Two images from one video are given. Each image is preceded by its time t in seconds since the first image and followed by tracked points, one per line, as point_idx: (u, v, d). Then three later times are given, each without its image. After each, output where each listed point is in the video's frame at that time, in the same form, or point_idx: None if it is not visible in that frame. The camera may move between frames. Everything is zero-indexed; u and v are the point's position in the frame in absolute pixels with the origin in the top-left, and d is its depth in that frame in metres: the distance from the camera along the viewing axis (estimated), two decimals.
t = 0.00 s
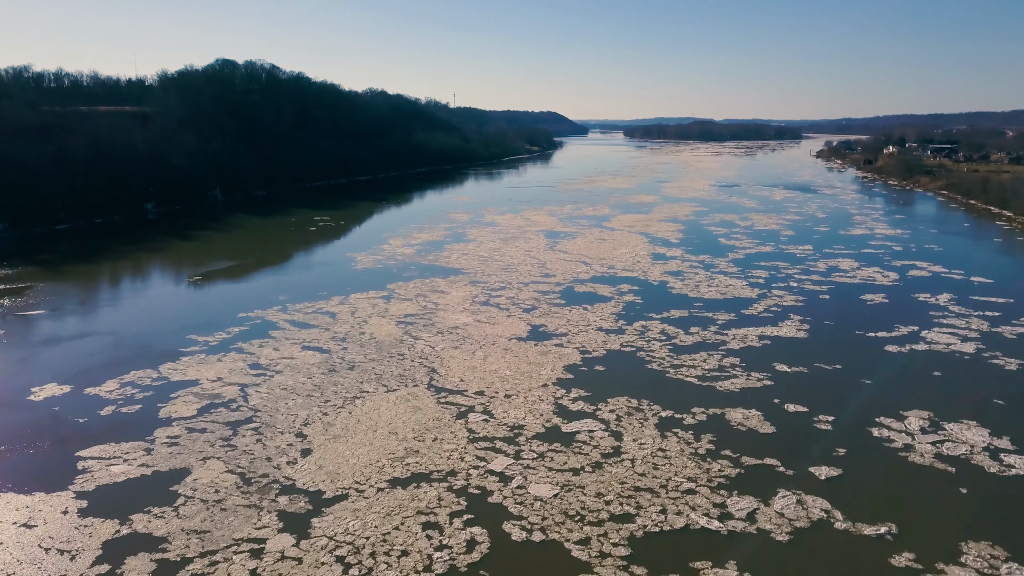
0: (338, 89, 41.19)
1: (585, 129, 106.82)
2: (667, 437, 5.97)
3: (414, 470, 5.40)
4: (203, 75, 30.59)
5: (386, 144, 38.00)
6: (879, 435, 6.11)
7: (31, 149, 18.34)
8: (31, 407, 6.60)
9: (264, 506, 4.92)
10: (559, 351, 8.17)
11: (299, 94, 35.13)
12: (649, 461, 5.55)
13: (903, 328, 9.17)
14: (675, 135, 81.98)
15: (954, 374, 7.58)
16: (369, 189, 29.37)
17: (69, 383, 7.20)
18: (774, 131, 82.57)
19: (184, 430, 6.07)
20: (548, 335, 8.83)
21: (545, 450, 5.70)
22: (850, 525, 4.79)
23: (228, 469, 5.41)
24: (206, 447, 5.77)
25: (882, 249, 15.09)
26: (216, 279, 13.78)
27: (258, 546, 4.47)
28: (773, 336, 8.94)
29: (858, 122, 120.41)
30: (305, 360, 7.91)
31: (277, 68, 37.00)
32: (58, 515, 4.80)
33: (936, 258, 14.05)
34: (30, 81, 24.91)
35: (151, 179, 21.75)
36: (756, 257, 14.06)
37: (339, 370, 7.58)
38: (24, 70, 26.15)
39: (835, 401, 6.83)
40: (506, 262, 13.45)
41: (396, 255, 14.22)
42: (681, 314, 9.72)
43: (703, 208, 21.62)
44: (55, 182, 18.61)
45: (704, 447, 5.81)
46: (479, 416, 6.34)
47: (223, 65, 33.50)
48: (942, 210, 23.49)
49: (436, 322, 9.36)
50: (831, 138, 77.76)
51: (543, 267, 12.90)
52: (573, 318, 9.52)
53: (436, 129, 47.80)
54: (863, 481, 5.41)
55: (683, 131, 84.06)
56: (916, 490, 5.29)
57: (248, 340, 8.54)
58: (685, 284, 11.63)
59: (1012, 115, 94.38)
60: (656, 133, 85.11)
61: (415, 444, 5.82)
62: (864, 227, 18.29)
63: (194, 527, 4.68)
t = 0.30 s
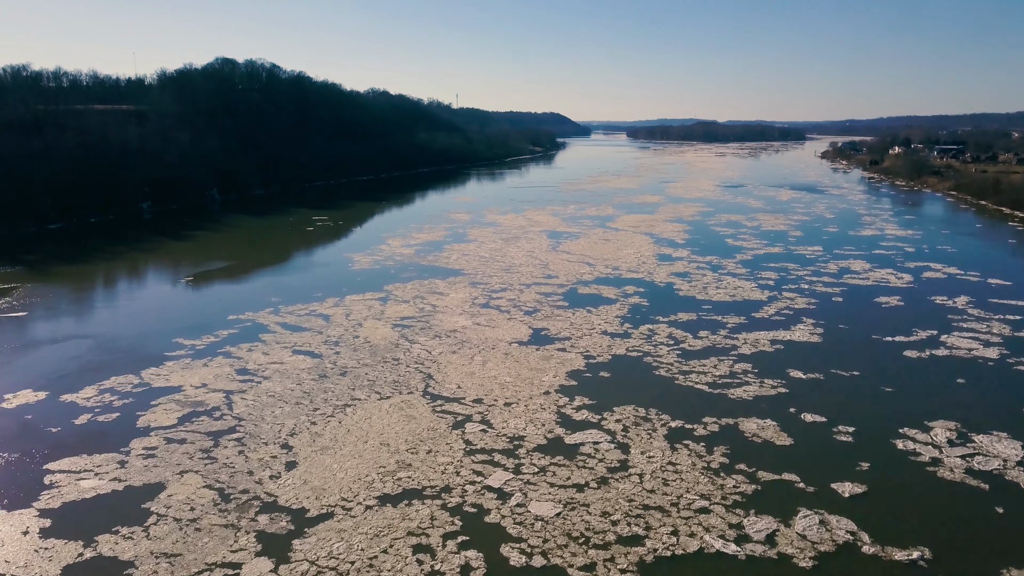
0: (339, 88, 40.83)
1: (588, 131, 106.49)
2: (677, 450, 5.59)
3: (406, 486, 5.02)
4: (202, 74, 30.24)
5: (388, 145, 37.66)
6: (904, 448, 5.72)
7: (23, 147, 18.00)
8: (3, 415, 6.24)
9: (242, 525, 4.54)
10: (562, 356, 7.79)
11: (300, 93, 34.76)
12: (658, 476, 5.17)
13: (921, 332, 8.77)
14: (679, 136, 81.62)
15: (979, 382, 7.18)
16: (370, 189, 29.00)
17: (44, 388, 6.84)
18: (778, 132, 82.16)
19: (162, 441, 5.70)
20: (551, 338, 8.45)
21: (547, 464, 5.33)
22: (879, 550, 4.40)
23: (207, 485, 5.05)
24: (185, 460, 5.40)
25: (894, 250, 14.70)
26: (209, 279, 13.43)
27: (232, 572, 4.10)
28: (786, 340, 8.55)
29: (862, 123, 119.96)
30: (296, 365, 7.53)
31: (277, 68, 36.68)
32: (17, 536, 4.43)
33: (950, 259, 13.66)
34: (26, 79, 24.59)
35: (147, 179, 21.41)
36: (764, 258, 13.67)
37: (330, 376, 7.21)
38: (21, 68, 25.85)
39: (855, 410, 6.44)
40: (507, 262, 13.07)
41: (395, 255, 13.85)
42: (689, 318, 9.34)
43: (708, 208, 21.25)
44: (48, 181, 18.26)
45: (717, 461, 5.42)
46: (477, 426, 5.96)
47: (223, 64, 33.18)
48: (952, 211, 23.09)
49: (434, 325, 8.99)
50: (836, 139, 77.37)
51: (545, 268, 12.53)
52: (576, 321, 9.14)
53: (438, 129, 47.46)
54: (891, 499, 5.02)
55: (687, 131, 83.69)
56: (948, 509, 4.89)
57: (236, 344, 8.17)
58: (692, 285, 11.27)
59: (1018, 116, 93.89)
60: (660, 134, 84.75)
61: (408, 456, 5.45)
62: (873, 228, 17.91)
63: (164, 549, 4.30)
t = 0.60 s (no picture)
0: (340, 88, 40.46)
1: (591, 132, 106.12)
2: (690, 465, 5.17)
3: (395, 506, 4.61)
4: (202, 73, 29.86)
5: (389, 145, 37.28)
6: (936, 464, 5.29)
7: (15, 145, 17.63)
8: None
9: (215, 552, 4.13)
10: (566, 361, 7.37)
11: (301, 92, 34.38)
12: (671, 496, 4.74)
13: (944, 337, 8.33)
14: (683, 137, 81.20)
15: (1010, 391, 6.73)
16: (371, 189, 28.61)
17: (16, 396, 6.45)
18: (782, 133, 81.71)
19: (135, 455, 5.29)
20: (554, 343, 8.03)
21: (550, 481, 4.91)
22: None
23: (179, 504, 4.64)
24: (158, 476, 5.00)
25: (908, 250, 14.27)
26: (205, 280, 13.04)
27: None
28: (802, 345, 8.12)
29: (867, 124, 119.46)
30: (284, 371, 7.11)
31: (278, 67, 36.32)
32: None
33: (967, 260, 13.25)
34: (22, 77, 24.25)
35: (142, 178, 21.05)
36: (774, 258, 13.26)
37: (320, 383, 6.79)
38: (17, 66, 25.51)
39: (880, 422, 6.00)
40: (509, 263, 12.66)
41: (393, 255, 13.45)
42: (699, 321, 8.91)
43: (715, 208, 20.84)
44: (40, 179, 17.88)
45: (734, 478, 5.00)
46: (474, 438, 5.55)
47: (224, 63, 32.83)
48: (964, 211, 22.67)
49: (431, 328, 8.57)
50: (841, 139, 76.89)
51: (549, 269, 12.12)
52: (580, 324, 8.73)
53: (440, 129, 47.08)
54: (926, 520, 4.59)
55: (691, 132, 83.21)
56: (990, 532, 4.45)
57: (223, 348, 7.76)
58: (701, 287, 10.86)
59: None
60: (664, 135, 84.29)
61: (399, 472, 5.04)
62: (885, 228, 17.48)
63: None
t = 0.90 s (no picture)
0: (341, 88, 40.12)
1: (594, 133, 105.76)
2: (704, 481, 4.78)
3: (383, 527, 4.23)
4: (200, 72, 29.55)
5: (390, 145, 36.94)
6: (971, 479, 4.90)
7: (6, 143, 17.28)
8: None
9: None
10: (569, 367, 6.98)
11: (300, 92, 34.04)
12: (684, 515, 4.36)
13: (967, 342, 7.93)
14: (686, 138, 80.82)
15: None
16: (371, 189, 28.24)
17: None
18: (786, 134, 81.31)
19: (105, 468, 4.91)
20: (557, 347, 7.65)
21: (553, 499, 4.52)
22: None
23: (149, 524, 4.25)
24: (128, 492, 4.61)
25: (921, 251, 13.86)
26: (204, 280, 12.69)
27: None
28: (818, 350, 7.72)
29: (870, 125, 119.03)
30: (271, 376, 6.73)
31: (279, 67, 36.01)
32: None
33: (982, 261, 12.86)
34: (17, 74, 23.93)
35: (138, 177, 20.71)
36: (784, 259, 12.88)
37: (309, 389, 6.41)
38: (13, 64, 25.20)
39: (906, 433, 5.61)
40: (511, 264, 12.28)
41: (391, 255, 13.07)
42: (708, 325, 8.52)
43: (721, 208, 20.46)
44: (31, 178, 17.53)
45: (752, 495, 4.61)
46: (471, 451, 5.17)
47: (223, 62, 32.52)
48: (974, 211, 22.27)
49: (428, 332, 8.19)
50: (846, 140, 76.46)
51: (551, 269, 11.75)
52: (584, 327, 8.34)
53: (442, 130, 46.74)
54: (964, 542, 4.19)
55: (694, 133, 82.81)
56: None
57: (209, 353, 7.39)
58: (709, 289, 10.47)
59: None
60: (667, 136, 83.89)
61: (390, 489, 4.66)
62: (895, 228, 17.09)
63: None
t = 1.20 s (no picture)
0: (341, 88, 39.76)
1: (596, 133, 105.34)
2: (722, 499, 4.37)
3: (369, 553, 3.83)
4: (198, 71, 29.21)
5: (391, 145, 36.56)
6: (1014, 498, 4.49)
7: None
8: None
9: None
10: (574, 372, 6.56)
11: (300, 92, 33.68)
12: (701, 539, 3.95)
13: (993, 346, 7.51)
14: (689, 139, 80.39)
15: None
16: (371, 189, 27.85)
17: None
18: (789, 134, 80.85)
19: (68, 485, 4.51)
20: (561, 350, 7.23)
21: (557, 521, 4.12)
22: None
23: (109, 550, 3.85)
24: (91, 512, 4.21)
25: (936, 251, 13.42)
26: (203, 279, 12.31)
27: None
28: (836, 354, 7.30)
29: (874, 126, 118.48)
30: (256, 382, 6.33)
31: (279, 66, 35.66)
32: None
33: (999, 261, 12.43)
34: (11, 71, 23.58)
35: (132, 176, 20.33)
36: (794, 259, 12.46)
37: (296, 397, 6.00)
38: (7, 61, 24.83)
39: (939, 446, 5.19)
40: (512, 264, 11.86)
41: (389, 255, 12.67)
42: (719, 328, 8.11)
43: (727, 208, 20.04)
44: (22, 176, 17.16)
45: (775, 516, 4.20)
46: (467, 466, 4.76)
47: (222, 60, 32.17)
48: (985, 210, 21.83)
49: (424, 334, 7.77)
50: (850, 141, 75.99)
51: (554, 269, 11.34)
52: (589, 330, 7.93)
53: (443, 129, 46.37)
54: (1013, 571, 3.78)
55: (697, 134, 82.37)
56: None
57: (192, 357, 6.99)
58: (718, 290, 10.06)
59: None
60: (670, 137, 83.49)
61: (378, 508, 4.26)
62: (906, 228, 16.66)
63: None
